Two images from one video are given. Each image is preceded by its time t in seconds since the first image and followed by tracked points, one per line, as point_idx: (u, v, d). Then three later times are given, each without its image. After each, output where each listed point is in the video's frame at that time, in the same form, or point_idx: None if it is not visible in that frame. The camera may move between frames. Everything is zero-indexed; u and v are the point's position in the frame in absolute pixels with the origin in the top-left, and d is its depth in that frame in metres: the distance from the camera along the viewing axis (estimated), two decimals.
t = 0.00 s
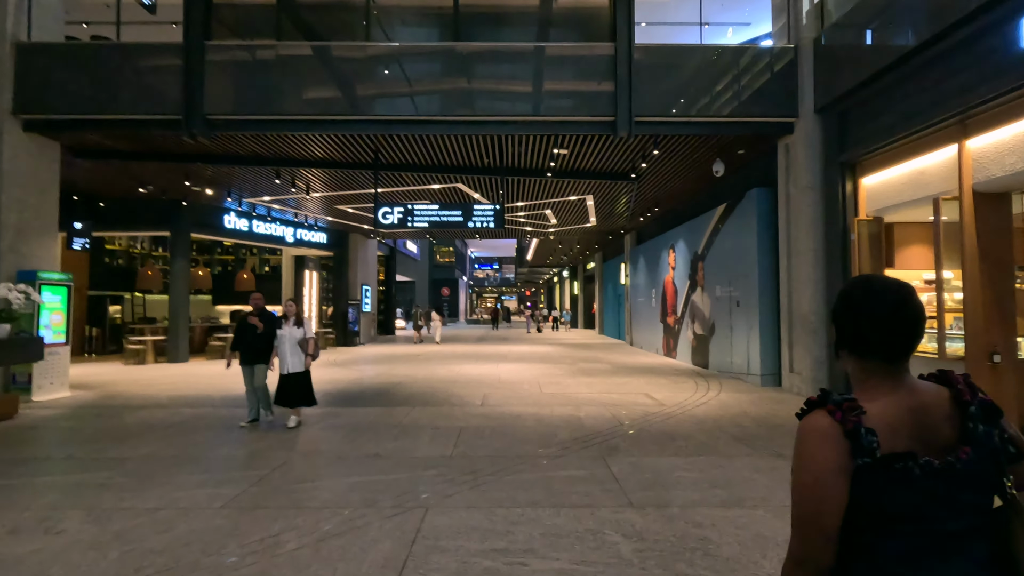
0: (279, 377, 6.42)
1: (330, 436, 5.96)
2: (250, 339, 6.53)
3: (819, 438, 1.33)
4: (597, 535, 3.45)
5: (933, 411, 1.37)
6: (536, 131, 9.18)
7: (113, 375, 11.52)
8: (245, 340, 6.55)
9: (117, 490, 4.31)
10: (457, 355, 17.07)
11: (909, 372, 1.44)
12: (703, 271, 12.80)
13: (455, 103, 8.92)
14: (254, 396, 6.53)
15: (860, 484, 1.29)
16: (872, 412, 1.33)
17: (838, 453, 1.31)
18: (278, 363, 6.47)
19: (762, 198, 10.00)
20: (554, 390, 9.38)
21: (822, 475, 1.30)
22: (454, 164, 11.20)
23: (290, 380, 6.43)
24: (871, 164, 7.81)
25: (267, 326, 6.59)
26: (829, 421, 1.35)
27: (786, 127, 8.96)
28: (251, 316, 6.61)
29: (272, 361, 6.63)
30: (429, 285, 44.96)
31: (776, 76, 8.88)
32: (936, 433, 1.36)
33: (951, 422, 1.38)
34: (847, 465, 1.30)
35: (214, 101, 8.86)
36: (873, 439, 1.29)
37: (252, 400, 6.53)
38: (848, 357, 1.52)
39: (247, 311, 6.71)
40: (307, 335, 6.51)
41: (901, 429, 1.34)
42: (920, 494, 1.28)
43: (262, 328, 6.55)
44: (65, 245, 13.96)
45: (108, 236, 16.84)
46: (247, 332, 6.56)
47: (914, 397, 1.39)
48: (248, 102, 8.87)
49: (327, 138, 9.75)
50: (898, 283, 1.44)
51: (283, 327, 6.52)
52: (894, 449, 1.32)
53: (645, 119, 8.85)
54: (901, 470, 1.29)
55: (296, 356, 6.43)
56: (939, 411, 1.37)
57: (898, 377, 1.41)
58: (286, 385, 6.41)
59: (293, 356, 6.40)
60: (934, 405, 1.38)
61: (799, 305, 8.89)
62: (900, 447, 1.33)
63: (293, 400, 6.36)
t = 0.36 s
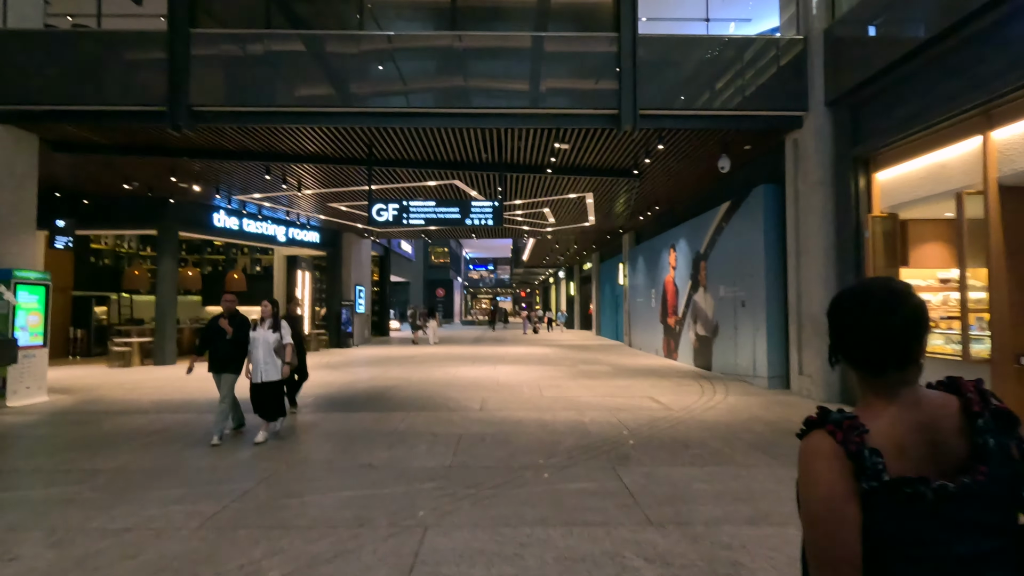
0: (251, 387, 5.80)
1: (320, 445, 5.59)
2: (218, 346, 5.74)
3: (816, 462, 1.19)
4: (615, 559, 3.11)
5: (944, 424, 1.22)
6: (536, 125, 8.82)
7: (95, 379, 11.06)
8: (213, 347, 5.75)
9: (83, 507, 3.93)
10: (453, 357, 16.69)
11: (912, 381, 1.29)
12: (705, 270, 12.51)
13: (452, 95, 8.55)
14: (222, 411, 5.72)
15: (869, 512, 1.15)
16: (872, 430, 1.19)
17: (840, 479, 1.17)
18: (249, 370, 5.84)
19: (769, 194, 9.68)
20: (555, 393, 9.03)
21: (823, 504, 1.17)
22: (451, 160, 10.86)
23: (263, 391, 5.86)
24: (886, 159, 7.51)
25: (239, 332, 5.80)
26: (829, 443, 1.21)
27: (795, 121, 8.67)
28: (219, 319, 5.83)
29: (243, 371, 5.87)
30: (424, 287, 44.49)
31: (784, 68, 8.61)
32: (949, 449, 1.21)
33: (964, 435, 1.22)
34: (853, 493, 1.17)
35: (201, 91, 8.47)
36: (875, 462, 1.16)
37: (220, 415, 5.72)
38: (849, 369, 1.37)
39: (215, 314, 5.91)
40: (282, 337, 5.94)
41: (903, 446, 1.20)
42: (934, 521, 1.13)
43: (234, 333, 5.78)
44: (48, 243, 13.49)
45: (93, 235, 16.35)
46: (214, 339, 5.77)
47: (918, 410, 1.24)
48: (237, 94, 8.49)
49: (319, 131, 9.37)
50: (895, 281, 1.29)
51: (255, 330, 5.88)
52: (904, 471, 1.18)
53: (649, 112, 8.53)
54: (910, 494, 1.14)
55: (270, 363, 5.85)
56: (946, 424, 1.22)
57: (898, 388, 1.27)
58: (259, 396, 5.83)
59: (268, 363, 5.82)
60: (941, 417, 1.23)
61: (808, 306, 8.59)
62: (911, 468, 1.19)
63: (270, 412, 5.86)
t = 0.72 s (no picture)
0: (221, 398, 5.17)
1: (315, 457, 5.24)
2: (188, 350, 5.22)
3: (842, 484, 1.11)
4: None
5: (990, 445, 1.11)
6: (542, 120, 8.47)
7: (82, 384, 10.65)
8: (184, 351, 5.23)
9: (52, 532, 3.58)
10: (452, 359, 16.32)
11: (957, 399, 1.18)
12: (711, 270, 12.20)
13: (454, 88, 8.19)
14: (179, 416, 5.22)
15: (900, 540, 1.04)
16: (905, 449, 1.10)
17: (865, 503, 1.08)
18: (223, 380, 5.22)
19: (780, 192, 9.38)
20: (560, 399, 8.67)
21: (847, 528, 1.09)
22: (452, 157, 10.52)
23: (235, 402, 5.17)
24: (907, 155, 7.21)
25: (211, 336, 5.23)
26: (857, 465, 1.12)
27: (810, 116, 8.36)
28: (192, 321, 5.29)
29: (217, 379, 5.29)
30: (421, 288, 44.01)
31: (798, 61, 8.29)
32: (997, 473, 1.09)
33: (1019, 459, 1.10)
34: (880, 519, 1.07)
35: (191, 84, 8.09)
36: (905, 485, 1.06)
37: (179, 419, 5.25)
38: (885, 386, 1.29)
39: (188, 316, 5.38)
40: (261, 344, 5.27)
41: (942, 467, 1.10)
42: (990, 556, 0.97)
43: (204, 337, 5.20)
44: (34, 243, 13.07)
45: (82, 235, 15.94)
46: (185, 343, 5.24)
47: (963, 430, 1.13)
48: (228, 86, 8.11)
49: (315, 127, 9.00)
50: (932, 293, 1.20)
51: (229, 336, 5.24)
52: (942, 497, 1.07)
53: (658, 106, 8.20)
54: (950, 521, 1.02)
55: (246, 372, 5.16)
56: (997, 446, 1.11)
57: (940, 407, 1.16)
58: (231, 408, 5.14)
59: (243, 373, 5.14)
60: (989, 438, 1.12)
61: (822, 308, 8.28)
62: (952, 493, 1.08)
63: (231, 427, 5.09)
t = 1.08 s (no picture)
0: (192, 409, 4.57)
1: (317, 466, 4.94)
2: (150, 357, 4.55)
3: (941, 474, 1.10)
4: None
5: None
6: (549, 112, 8.16)
7: (74, 386, 10.31)
8: (146, 358, 4.57)
9: (32, 551, 3.28)
10: (454, 359, 16.00)
11: None
12: (720, 269, 11.91)
13: (459, 77, 7.87)
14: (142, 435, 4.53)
15: (997, 529, 1.03)
16: (1008, 441, 1.07)
17: (964, 492, 1.07)
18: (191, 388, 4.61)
19: (794, 188, 9.10)
20: (569, 402, 8.36)
21: (944, 517, 1.08)
22: (456, 151, 10.24)
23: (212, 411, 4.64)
24: (932, 147, 6.91)
25: (177, 340, 4.57)
26: (952, 453, 1.11)
27: (828, 107, 8.06)
28: (152, 324, 4.63)
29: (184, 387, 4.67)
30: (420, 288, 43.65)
31: (817, 52, 8.00)
32: None
33: None
34: (975, 507, 1.07)
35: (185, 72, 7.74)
36: (1006, 473, 1.04)
37: (140, 438, 4.54)
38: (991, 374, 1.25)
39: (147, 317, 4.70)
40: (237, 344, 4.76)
41: None
42: None
43: (169, 341, 4.55)
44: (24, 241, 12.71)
45: (75, 233, 15.56)
46: (144, 348, 4.57)
47: None
48: (224, 75, 7.79)
49: (314, 119, 8.67)
50: None
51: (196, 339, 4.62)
52: None
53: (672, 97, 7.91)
54: None
55: (220, 378, 4.62)
56: None
57: None
58: (204, 419, 4.58)
59: (217, 378, 4.60)
60: None
61: (840, 306, 8.00)
62: None
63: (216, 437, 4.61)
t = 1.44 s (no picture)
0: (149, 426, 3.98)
1: (313, 476, 4.63)
2: (98, 362, 4.01)
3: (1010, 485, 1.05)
4: None
5: None
6: (555, 104, 7.85)
7: (62, 387, 9.99)
8: (96, 363, 4.04)
9: None
10: (454, 359, 15.69)
11: None
12: (728, 267, 11.61)
13: (462, 66, 7.54)
14: (108, 448, 3.94)
15: None
16: None
17: None
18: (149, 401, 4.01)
19: (808, 183, 8.80)
20: (576, 404, 8.05)
21: None
22: (457, 145, 9.92)
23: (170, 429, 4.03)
24: (958, 139, 6.60)
25: (132, 344, 4.06)
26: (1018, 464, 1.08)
27: (845, 99, 7.77)
28: (104, 324, 4.10)
29: (140, 398, 4.09)
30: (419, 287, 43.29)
31: (834, 41, 7.69)
32: None
33: None
34: None
35: (175, 61, 7.41)
36: None
37: (109, 453, 3.97)
38: None
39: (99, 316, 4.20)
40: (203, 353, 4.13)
41: None
42: None
43: (122, 344, 4.02)
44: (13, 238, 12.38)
45: (65, 231, 15.21)
46: (94, 351, 4.05)
47: None
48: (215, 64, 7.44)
49: (311, 111, 8.33)
50: None
51: (156, 344, 4.02)
52: None
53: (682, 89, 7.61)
54: None
55: (182, 391, 4.00)
56: None
57: None
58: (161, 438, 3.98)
59: (178, 392, 3.97)
60: None
61: (857, 305, 7.70)
62: None
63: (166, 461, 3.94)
